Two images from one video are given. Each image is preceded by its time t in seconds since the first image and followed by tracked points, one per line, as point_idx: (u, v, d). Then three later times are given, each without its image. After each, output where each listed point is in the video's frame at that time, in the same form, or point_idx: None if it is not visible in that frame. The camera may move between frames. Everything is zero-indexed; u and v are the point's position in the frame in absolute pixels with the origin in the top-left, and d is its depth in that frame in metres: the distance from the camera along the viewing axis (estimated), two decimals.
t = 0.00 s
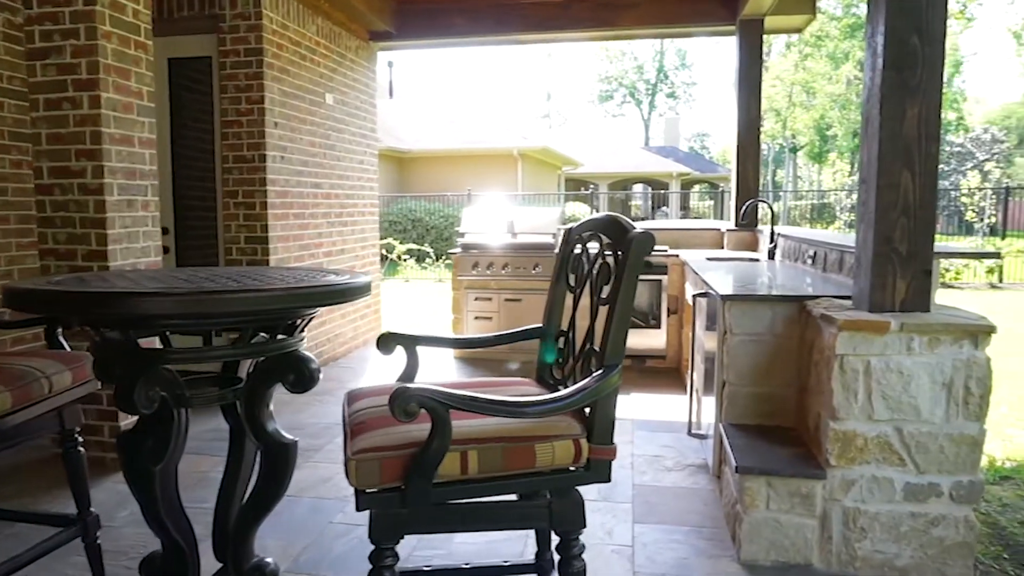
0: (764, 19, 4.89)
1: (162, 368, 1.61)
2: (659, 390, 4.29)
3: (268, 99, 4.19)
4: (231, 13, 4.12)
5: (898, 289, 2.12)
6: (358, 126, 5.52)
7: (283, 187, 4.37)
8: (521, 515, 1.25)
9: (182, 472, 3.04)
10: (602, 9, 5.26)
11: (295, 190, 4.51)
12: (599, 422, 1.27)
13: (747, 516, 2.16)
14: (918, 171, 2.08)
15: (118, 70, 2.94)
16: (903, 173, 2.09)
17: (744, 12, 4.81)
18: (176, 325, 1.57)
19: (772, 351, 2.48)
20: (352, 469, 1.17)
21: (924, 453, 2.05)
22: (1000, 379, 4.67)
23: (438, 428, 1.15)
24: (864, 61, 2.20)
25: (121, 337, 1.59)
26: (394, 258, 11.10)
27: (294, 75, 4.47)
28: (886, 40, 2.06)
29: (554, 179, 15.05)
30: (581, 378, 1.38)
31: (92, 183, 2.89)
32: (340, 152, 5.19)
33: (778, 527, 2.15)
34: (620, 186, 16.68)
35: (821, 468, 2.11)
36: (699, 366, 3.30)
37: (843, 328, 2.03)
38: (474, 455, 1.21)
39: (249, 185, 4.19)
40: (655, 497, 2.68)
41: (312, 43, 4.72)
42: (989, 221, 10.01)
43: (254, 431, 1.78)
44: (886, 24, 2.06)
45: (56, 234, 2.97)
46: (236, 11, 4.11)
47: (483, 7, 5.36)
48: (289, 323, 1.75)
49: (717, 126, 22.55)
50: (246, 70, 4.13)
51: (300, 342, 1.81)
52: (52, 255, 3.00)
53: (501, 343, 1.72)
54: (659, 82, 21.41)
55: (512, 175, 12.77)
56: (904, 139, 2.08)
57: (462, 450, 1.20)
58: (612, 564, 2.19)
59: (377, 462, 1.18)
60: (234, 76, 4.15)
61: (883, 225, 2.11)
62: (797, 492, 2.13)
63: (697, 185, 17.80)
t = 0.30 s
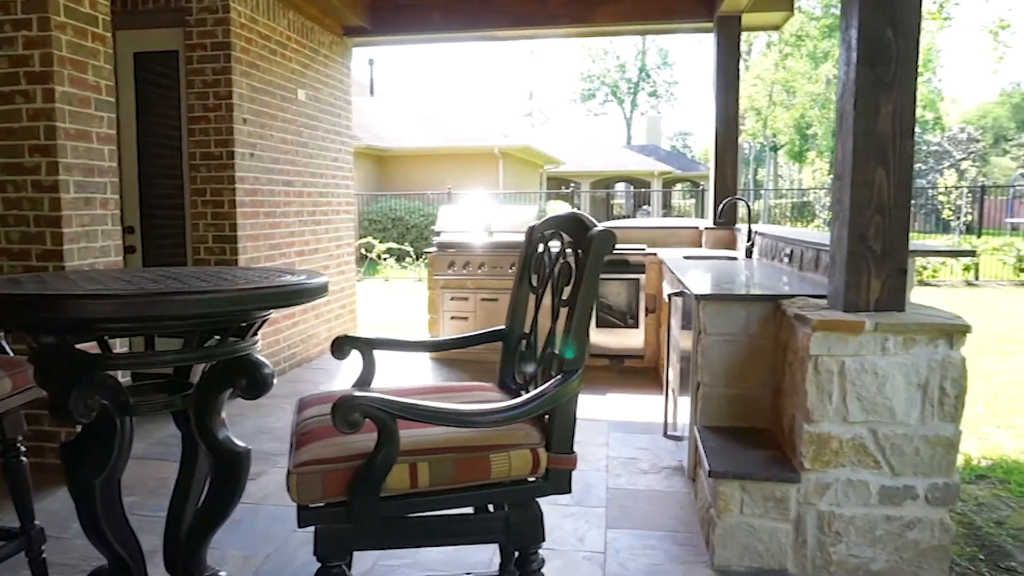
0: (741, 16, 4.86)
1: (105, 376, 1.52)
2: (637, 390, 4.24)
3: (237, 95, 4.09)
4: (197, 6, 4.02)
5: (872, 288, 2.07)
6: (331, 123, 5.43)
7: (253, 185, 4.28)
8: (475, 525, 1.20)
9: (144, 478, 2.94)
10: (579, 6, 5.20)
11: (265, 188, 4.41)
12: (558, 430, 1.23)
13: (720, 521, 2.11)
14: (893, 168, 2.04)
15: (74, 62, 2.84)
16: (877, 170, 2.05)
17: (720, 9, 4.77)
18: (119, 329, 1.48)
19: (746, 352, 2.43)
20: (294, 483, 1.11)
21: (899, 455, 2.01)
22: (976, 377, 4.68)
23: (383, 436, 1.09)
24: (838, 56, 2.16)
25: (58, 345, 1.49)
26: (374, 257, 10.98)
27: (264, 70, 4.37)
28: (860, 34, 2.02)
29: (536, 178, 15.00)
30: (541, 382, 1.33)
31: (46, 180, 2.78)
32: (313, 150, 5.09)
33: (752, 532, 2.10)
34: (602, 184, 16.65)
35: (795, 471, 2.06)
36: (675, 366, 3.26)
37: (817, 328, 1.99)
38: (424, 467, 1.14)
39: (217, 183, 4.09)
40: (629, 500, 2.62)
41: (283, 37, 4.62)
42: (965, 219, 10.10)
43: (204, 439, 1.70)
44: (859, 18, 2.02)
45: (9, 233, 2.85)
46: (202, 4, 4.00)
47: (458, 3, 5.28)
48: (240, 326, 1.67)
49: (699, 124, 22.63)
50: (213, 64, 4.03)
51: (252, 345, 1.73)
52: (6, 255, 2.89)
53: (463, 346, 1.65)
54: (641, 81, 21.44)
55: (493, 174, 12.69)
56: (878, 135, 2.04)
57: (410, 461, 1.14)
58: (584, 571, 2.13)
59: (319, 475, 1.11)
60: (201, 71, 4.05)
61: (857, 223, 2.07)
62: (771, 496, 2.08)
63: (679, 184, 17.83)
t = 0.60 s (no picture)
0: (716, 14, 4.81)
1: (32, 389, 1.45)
2: (612, 392, 4.19)
3: (200, 92, 3.97)
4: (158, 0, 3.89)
5: (843, 291, 2.03)
6: (301, 121, 5.31)
7: (218, 184, 4.16)
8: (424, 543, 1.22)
9: (98, 490, 2.83)
10: (553, 3, 5.12)
11: (230, 188, 4.29)
12: (506, 448, 1.23)
13: (689, 530, 2.05)
14: (863, 167, 1.99)
15: (20, 57, 2.72)
16: (847, 169, 2.00)
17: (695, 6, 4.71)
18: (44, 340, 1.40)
19: (717, 356, 2.37)
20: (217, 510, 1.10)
21: (870, 462, 1.96)
22: (950, 376, 4.68)
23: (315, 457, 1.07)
24: (807, 53, 2.11)
25: None
26: (351, 257, 10.84)
27: (228, 66, 4.26)
28: (829, 30, 1.96)
29: (516, 177, 14.92)
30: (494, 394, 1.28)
31: None
32: (282, 148, 4.98)
33: (722, 541, 2.04)
34: (582, 183, 16.61)
35: (765, 479, 2.00)
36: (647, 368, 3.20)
37: (787, 332, 1.93)
38: (361, 488, 1.16)
39: (180, 182, 3.97)
40: (598, 507, 2.56)
41: (249, 33, 4.50)
42: (940, 218, 10.18)
43: (140, 452, 1.60)
44: (828, 13, 1.97)
45: None
46: None
47: None
48: (181, 334, 1.59)
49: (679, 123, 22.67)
50: (175, 60, 3.91)
51: (194, 354, 1.64)
52: None
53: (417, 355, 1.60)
54: (621, 80, 21.43)
55: (472, 173, 12.60)
56: (848, 133, 1.98)
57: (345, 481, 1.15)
58: None
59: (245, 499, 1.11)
60: (162, 67, 3.92)
61: (827, 225, 2.02)
62: (740, 505, 2.02)
63: (659, 183, 17.82)
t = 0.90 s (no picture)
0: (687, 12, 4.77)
1: None
2: (582, 395, 4.13)
3: (157, 88, 3.84)
4: None
5: (806, 295, 1.98)
6: (266, 118, 5.18)
7: (177, 183, 4.04)
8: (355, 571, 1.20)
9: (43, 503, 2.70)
10: None
11: (190, 187, 4.17)
12: (438, 471, 1.28)
13: (651, 542, 1.99)
14: (826, 168, 1.95)
15: None
16: (810, 170, 1.95)
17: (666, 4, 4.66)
18: None
19: (682, 361, 2.32)
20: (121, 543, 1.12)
21: (833, 470, 1.92)
22: (919, 376, 4.69)
23: (228, 486, 1.08)
24: (771, 51, 2.05)
25: None
26: (324, 257, 10.67)
27: (187, 61, 4.13)
28: (791, 28, 1.91)
29: (493, 175, 14.83)
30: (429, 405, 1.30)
31: None
32: (245, 147, 4.85)
33: (684, 552, 1.98)
34: (560, 182, 16.56)
35: (728, 488, 1.95)
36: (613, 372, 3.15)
37: (749, 338, 1.87)
38: (277, 515, 1.18)
39: (136, 181, 3.83)
40: (561, 516, 2.50)
41: (209, 27, 4.37)
42: (912, 217, 10.27)
43: (67, 473, 1.50)
44: (791, 10, 1.91)
45: None
46: None
47: None
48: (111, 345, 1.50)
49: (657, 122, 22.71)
50: (130, 55, 3.77)
51: (123, 364, 1.56)
52: None
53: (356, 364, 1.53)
54: (600, 79, 21.42)
55: (448, 172, 12.49)
56: (812, 133, 1.94)
57: (258, 510, 1.18)
58: None
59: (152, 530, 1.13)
60: (117, 62, 3.78)
61: (790, 227, 1.97)
62: (703, 515, 1.97)
63: (638, 182, 17.83)
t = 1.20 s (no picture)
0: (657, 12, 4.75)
1: None
2: (552, 397, 4.09)
3: (114, 84, 3.73)
4: None
5: (767, 297, 1.95)
6: (230, 116, 5.07)
7: (136, 183, 3.93)
8: None
9: None
10: None
11: (149, 187, 4.05)
12: (370, 488, 1.28)
13: (612, 549, 1.95)
14: (786, 167, 1.92)
15: None
16: (771, 170, 1.92)
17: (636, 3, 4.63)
18: None
19: (645, 364, 2.28)
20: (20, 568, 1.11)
21: (795, 473, 1.89)
22: (887, 375, 4.71)
23: (138, 504, 1.06)
24: (731, 49, 2.03)
25: None
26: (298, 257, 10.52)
27: (146, 57, 4.02)
28: (751, 25, 1.89)
29: (470, 175, 14.77)
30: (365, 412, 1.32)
31: None
32: (208, 145, 4.74)
33: (645, 559, 1.95)
34: (537, 182, 16.52)
35: (689, 494, 1.91)
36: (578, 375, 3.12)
37: (709, 340, 1.84)
38: (192, 535, 1.18)
39: (92, 180, 3.72)
40: (524, 522, 2.45)
41: (170, 23, 4.26)
42: (883, 217, 10.38)
43: None
44: (750, 7, 1.88)
45: None
46: None
47: None
48: (38, 351, 1.41)
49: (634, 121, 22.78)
50: (85, 51, 3.65)
51: (54, 371, 1.48)
52: None
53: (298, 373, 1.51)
54: (577, 79, 21.42)
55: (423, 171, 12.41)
56: (772, 133, 1.91)
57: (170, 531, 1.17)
58: None
59: (53, 553, 1.12)
60: (71, 57, 3.66)
61: (751, 227, 1.94)
62: (664, 521, 1.93)
63: (615, 181, 17.85)
